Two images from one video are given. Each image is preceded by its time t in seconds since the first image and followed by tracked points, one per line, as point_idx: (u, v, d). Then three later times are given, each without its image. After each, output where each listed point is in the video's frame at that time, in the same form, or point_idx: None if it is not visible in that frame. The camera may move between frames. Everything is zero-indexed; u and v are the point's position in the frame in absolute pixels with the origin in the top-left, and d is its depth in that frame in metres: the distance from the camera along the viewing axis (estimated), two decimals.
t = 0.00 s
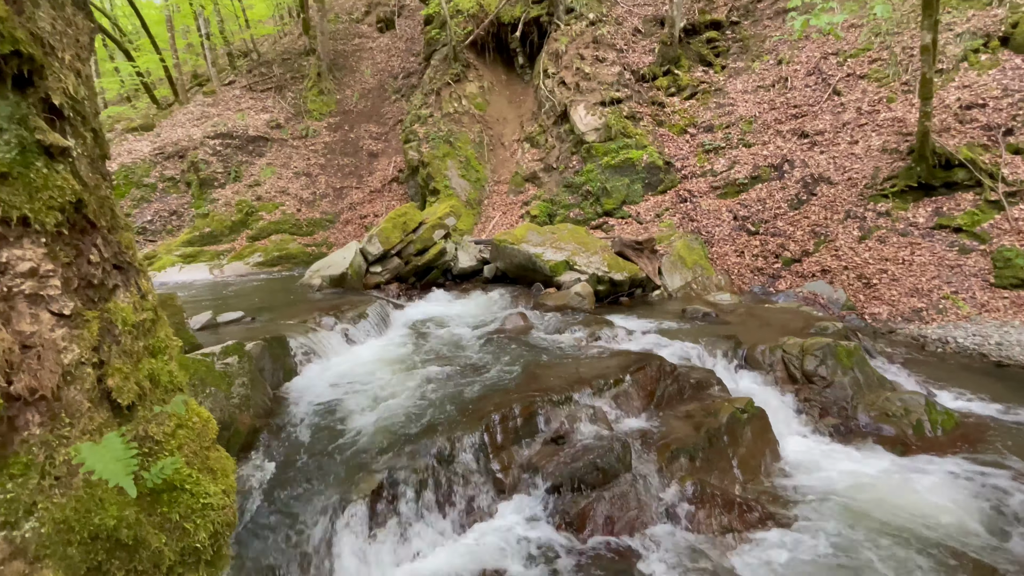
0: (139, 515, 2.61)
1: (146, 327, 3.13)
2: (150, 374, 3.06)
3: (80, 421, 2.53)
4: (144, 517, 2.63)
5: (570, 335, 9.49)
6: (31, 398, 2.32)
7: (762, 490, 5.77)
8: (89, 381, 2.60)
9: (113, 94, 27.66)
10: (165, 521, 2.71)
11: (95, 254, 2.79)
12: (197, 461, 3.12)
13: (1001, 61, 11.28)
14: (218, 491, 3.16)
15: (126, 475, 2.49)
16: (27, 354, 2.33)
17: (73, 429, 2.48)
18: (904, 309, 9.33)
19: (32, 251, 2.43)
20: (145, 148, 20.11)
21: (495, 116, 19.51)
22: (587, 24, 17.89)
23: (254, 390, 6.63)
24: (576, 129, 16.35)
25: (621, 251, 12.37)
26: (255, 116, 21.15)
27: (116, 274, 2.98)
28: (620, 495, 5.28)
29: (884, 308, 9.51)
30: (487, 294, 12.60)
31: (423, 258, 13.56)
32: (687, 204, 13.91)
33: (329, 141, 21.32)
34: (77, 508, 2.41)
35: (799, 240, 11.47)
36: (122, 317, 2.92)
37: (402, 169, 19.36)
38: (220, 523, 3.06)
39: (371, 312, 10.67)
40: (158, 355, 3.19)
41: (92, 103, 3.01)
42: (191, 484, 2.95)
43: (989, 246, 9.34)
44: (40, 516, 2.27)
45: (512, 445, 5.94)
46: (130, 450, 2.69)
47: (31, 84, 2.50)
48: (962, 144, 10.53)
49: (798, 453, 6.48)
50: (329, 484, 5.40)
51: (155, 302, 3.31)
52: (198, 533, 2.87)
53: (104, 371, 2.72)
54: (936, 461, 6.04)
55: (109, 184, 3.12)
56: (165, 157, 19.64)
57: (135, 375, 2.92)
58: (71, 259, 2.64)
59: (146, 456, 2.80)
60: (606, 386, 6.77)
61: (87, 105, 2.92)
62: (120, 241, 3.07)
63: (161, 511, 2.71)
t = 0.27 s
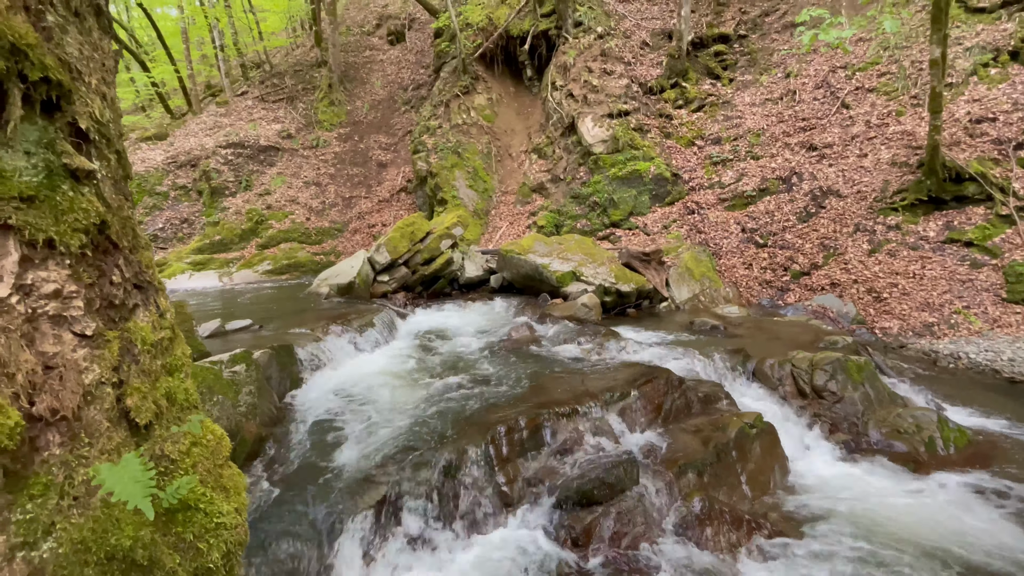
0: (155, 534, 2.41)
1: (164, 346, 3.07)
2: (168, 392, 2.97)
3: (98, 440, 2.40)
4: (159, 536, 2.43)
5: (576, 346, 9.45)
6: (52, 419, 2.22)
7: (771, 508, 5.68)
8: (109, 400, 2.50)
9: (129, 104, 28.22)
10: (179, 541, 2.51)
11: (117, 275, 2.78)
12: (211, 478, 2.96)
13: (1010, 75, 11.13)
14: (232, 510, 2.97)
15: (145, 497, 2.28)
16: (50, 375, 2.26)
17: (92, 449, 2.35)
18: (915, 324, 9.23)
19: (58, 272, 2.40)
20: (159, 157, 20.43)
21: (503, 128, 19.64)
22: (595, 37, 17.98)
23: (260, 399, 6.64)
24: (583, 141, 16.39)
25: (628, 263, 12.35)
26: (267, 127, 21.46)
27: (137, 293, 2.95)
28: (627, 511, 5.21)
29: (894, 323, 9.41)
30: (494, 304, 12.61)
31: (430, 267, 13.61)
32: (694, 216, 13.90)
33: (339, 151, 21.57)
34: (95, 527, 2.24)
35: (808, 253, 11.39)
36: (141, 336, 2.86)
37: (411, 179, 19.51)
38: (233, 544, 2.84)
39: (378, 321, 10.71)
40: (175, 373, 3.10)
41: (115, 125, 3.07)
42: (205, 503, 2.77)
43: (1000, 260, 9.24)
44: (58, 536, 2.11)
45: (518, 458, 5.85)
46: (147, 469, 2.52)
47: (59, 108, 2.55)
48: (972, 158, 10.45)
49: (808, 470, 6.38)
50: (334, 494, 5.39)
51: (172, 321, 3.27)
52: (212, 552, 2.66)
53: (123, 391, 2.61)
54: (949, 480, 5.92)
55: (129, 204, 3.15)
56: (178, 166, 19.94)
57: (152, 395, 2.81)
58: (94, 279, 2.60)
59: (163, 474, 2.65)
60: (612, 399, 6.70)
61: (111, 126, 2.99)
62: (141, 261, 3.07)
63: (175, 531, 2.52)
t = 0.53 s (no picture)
0: (161, 550, 2.37)
1: (172, 358, 3.08)
2: (175, 405, 2.97)
3: (107, 454, 2.39)
4: (165, 552, 2.39)
5: (577, 356, 9.44)
6: (62, 432, 2.22)
7: (773, 522, 5.64)
8: (118, 414, 2.49)
9: (134, 110, 28.46)
10: (185, 556, 2.47)
11: (128, 288, 2.79)
12: (217, 492, 2.94)
13: (1011, 90, 11.17)
14: (238, 524, 2.95)
15: (153, 513, 2.23)
16: (61, 389, 2.26)
17: (100, 464, 2.34)
18: (917, 337, 9.20)
19: (70, 286, 2.41)
20: (163, 163, 20.56)
21: (506, 137, 19.74)
22: (598, 49, 18.11)
23: (261, 406, 6.62)
24: (585, 151, 16.44)
25: (629, 273, 12.35)
26: (271, 134, 21.61)
27: (147, 306, 2.97)
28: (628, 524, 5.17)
29: (897, 335, 9.39)
30: (495, 313, 12.61)
31: (432, 275, 13.64)
32: (696, 227, 13.92)
33: (342, 159, 21.68)
34: (101, 543, 2.20)
35: (809, 265, 11.38)
36: (150, 349, 2.86)
37: (413, 187, 19.59)
38: (237, 560, 2.80)
39: (379, 329, 10.70)
40: (182, 387, 3.11)
41: (129, 138, 3.11)
42: (210, 517, 2.75)
43: (1002, 273, 9.22)
44: (66, 551, 2.08)
45: (518, 469, 5.83)
46: (156, 483, 2.48)
47: (75, 123, 2.58)
48: (973, 171, 10.46)
49: (810, 484, 6.33)
50: (334, 504, 5.37)
51: (179, 334, 3.28)
52: (216, 567, 2.63)
53: (132, 404, 2.61)
54: (953, 495, 5.87)
55: (141, 217, 3.16)
56: (182, 173, 20.05)
57: (160, 409, 2.81)
58: (105, 293, 2.61)
59: (170, 488, 2.64)
60: (613, 410, 6.67)
61: (125, 140, 3.02)
62: (151, 273, 3.09)
63: (181, 546, 2.48)
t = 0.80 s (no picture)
0: (152, 570, 2.36)
1: (167, 371, 3.04)
2: (170, 418, 2.92)
3: (99, 471, 2.36)
4: (155, 572, 2.38)
5: (574, 365, 9.40)
6: (53, 449, 2.19)
7: (770, 534, 5.60)
8: (111, 430, 2.46)
9: (134, 115, 28.51)
10: None
11: (124, 300, 2.76)
12: (211, 507, 2.91)
13: (1006, 102, 11.31)
14: (231, 541, 2.90)
15: (144, 532, 2.21)
16: (53, 405, 2.23)
17: (91, 480, 2.30)
18: (914, 347, 9.21)
19: (64, 299, 2.39)
20: (161, 168, 20.56)
21: (504, 145, 19.80)
22: (596, 59, 18.25)
23: (255, 414, 6.56)
24: (583, 159, 16.51)
25: (627, 281, 12.36)
26: (270, 140, 21.65)
27: (143, 317, 2.94)
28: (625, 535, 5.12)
29: (893, 346, 9.40)
30: (492, 320, 12.58)
31: (429, 282, 13.61)
32: (693, 236, 13.97)
33: (341, 165, 21.71)
34: (92, 563, 2.19)
35: (806, 274, 11.41)
36: (145, 362, 2.82)
37: (411, 194, 19.61)
38: None
39: (376, 336, 10.65)
40: (177, 400, 3.06)
41: (128, 148, 3.10)
42: (204, 535, 2.71)
43: (998, 284, 9.25)
44: (55, 572, 2.06)
45: (514, 478, 5.78)
46: (148, 503, 2.45)
47: (73, 134, 2.57)
48: (968, 183, 10.53)
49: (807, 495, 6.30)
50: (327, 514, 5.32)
51: (176, 346, 3.25)
52: None
53: (126, 419, 2.57)
54: (950, 507, 5.84)
55: (138, 227, 3.14)
56: (180, 178, 20.04)
57: (154, 423, 2.77)
58: (100, 305, 2.59)
59: (163, 505, 2.61)
60: (611, 419, 6.63)
61: (123, 150, 3.01)
62: (148, 284, 3.07)
63: (173, 566, 2.48)
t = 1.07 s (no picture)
0: None
1: (160, 381, 3.01)
2: (162, 429, 2.88)
3: (89, 483, 2.31)
4: None
5: (570, 371, 9.40)
6: (44, 462, 2.16)
7: (765, 542, 5.59)
8: (102, 441, 2.43)
9: (129, 119, 28.44)
10: None
11: (117, 309, 2.75)
12: (203, 520, 2.84)
13: (996, 112, 11.46)
14: (223, 555, 2.83)
15: (136, 548, 2.11)
16: (43, 416, 2.20)
17: (81, 493, 2.26)
18: (906, 355, 9.26)
19: (56, 307, 2.37)
20: (156, 172, 20.49)
21: (500, 151, 19.86)
22: (592, 68, 18.38)
23: (248, 420, 6.50)
24: (579, 166, 16.57)
25: (622, 287, 12.39)
26: (265, 145, 21.62)
27: (136, 326, 2.93)
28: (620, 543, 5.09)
29: (886, 353, 9.44)
30: (488, 326, 12.57)
31: (425, 287, 13.59)
32: (688, 243, 14.03)
33: (337, 170, 21.69)
34: None
35: (799, 282, 11.48)
36: (139, 372, 2.80)
37: (407, 199, 19.61)
38: None
39: (370, 341, 10.60)
40: (170, 410, 3.03)
41: (123, 155, 3.09)
42: (196, 548, 2.63)
43: (989, 292, 9.34)
44: None
45: (509, 486, 5.74)
46: (139, 517, 2.33)
47: (68, 140, 2.57)
48: (959, 192, 10.64)
49: (802, 503, 6.29)
50: (320, 522, 5.28)
51: (169, 355, 3.23)
52: None
53: (117, 430, 2.54)
54: (945, 515, 5.85)
55: (132, 235, 3.13)
56: (175, 181, 19.97)
57: (147, 434, 2.73)
58: (93, 314, 2.57)
59: (154, 518, 2.55)
60: (606, 426, 6.61)
61: (119, 158, 3.00)
62: (142, 292, 3.06)
63: None
